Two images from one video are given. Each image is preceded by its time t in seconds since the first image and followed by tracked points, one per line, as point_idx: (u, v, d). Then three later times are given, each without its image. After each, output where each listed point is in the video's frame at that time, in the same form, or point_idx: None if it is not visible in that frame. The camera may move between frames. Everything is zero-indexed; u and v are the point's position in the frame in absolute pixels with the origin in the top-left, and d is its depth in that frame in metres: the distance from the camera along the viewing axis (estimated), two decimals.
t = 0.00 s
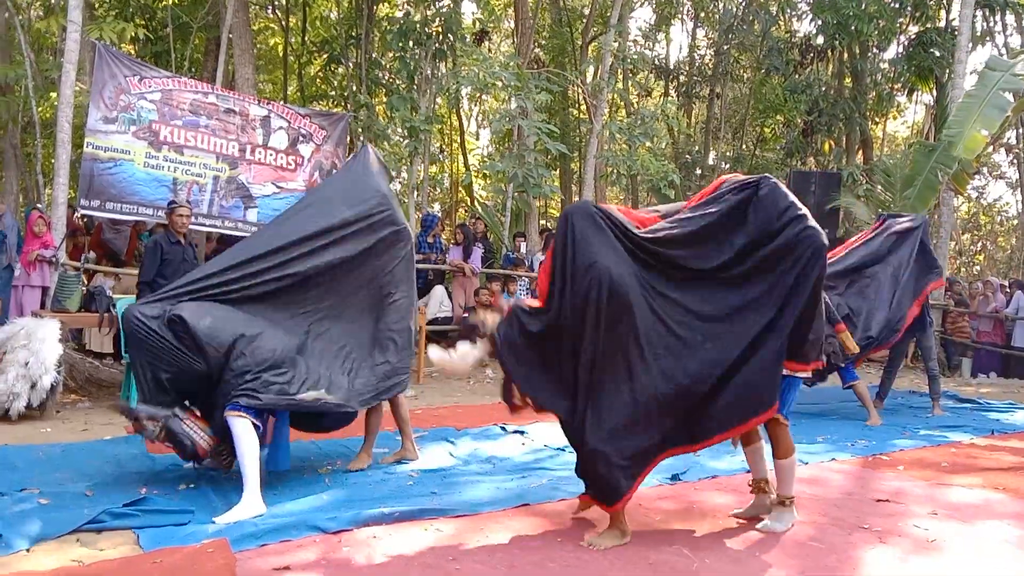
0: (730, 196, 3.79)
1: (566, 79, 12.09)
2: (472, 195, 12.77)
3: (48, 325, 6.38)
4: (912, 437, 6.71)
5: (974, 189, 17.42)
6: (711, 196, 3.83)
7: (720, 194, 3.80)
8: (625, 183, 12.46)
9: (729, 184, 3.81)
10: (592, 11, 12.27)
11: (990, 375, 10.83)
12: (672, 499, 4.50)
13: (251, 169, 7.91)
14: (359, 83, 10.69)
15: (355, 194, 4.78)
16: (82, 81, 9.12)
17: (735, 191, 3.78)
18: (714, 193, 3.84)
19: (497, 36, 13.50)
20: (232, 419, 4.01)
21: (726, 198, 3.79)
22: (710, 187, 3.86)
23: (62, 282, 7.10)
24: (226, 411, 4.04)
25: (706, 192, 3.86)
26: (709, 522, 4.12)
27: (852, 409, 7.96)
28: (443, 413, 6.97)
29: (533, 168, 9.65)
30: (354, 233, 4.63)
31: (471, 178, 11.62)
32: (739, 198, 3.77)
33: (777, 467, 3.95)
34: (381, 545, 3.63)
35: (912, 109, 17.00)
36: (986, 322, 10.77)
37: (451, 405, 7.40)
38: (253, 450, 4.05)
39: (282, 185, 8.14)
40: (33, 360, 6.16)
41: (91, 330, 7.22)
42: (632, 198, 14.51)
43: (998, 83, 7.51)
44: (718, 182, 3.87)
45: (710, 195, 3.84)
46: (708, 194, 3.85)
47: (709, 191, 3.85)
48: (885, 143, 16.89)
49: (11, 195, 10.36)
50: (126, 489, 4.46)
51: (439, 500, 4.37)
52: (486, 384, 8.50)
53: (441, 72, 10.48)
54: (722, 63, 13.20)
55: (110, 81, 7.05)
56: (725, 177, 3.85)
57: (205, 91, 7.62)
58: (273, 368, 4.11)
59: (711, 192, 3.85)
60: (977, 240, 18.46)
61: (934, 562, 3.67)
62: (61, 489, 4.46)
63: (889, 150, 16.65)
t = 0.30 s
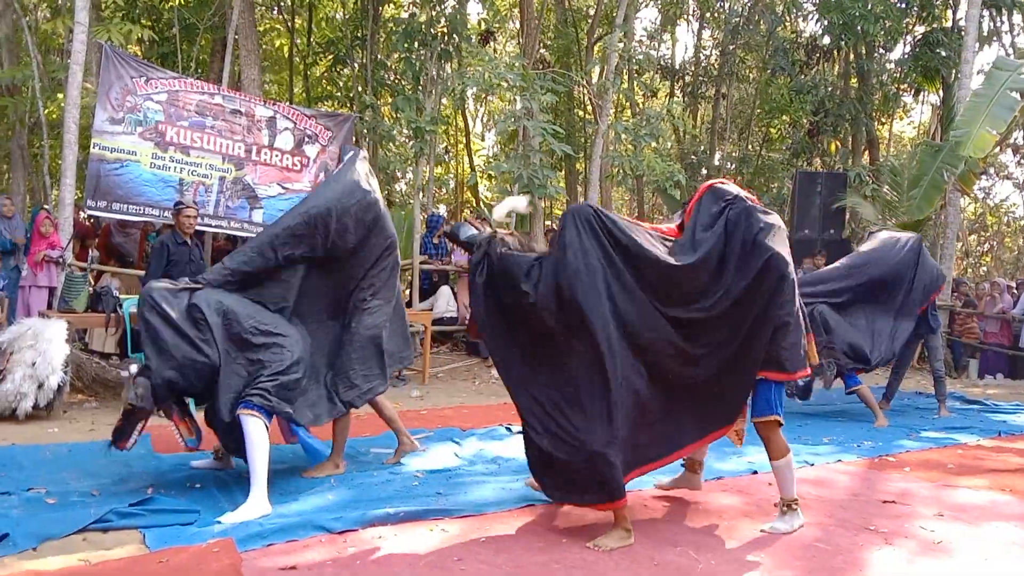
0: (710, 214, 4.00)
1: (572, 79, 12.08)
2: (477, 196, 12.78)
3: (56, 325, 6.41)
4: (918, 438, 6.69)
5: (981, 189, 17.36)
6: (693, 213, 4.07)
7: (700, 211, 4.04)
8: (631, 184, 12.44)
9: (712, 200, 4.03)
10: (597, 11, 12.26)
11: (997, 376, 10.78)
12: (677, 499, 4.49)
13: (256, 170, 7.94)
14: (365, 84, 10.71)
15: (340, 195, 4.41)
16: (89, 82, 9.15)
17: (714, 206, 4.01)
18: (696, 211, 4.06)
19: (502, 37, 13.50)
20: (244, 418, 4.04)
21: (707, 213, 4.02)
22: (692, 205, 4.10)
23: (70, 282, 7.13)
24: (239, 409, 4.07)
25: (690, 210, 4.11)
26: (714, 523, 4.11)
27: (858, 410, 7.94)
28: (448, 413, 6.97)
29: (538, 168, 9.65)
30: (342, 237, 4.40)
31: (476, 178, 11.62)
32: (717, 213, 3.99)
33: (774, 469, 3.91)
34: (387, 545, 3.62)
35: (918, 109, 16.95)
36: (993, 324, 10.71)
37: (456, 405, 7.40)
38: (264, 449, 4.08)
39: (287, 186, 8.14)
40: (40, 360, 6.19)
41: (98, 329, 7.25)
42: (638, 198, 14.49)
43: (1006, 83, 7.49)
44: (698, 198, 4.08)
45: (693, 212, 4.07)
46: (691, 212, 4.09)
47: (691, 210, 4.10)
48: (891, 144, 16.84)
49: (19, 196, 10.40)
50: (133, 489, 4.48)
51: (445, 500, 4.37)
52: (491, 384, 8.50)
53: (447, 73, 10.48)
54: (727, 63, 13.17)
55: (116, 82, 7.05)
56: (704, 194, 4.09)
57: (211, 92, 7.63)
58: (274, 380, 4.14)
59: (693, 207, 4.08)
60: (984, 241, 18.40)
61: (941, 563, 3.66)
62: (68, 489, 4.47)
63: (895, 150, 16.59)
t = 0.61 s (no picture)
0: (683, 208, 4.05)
1: (580, 79, 12.06)
2: (485, 196, 12.79)
3: (66, 325, 6.44)
4: (928, 438, 6.66)
5: (992, 188, 17.24)
6: (666, 214, 4.08)
7: (675, 212, 4.05)
8: (640, 184, 12.42)
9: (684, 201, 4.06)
10: (605, 11, 12.24)
11: (1008, 376, 10.71)
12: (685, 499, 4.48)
13: (265, 170, 7.96)
14: (373, 84, 10.73)
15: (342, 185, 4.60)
16: (99, 83, 9.19)
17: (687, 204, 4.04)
18: (671, 211, 4.07)
19: (510, 37, 13.50)
20: (246, 421, 4.06)
21: (683, 214, 4.04)
22: (667, 205, 4.10)
23: (80, 282, 7.17)
24: (241, 415, 4.07)
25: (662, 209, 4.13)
26: (723, 523, 4.10)
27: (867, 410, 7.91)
28: (457, 413, 6.98)
29: (546, 169, 9.63)
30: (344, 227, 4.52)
31: (484, 178, 11.62)
32: (693, 213, 4.00)
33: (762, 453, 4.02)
34: (395, 546, 3.62)
35: (928, 108, 16.87)
36: (1004, 323, 10.65)
37: (465, 405, 7.40)
38: (270, 450, 4.10)
39: (296, 187, 8.13)
40: (50, 360, 6.21)
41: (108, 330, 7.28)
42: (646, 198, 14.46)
43: (1017, 81, 7.44)
44: (670, 200, 4.08)
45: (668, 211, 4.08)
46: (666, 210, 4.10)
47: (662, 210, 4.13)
48: (901, 143, 16.76)
49: (30, 197, 10.44)
50: (143, 488, 4.49)
51: (453, 501, 4.37)
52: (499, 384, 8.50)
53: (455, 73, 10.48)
54: (735, 63, 13.12)
55: (125, 83, 7.10)
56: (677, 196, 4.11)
57: (219, 93, 7.65)
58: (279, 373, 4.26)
59: (668, 206, 4.08)
60: (995, 240, 18.30)
61: (951, 564, 3.64)
62: (78, 488, 4.49)
63: (904, 150, 16.51)
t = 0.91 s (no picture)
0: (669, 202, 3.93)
1: (584, 81, 12.08)
2: (489, 198, 12.81)
3: (70, 327, 6.46)
4: (931, 442, 6.65)
5: (996, 191, 17.20)
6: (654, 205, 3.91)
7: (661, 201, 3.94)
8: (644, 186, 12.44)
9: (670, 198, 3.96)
10: (609, 13, 12.25)
11: (1012, 380, 10.68)
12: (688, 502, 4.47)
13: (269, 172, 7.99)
14: (377, 87, 10.76)
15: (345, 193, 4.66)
16: (104, 85, 9.22)
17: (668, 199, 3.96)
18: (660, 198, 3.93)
19: (514, 40, 13.52)
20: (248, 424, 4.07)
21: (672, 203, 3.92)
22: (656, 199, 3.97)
23: (85, 284, 7.19)
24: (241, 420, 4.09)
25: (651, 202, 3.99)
26: (727, 526, 4.09)
27: (870, 413, 7.90)
28: (460, 416, 6.97)
29: (550, 171, 9.64)
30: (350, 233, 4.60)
31: (488, 181, 11.63)
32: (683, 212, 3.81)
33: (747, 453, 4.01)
34: (398, 548, 3.62)
35: (933, 111, 16.86)
36: (1008, 327, 10.61)
37: (468, 407, 7.40)
38: (270, 453, 4.11)
39: (300, 189, 8.19)
40: (55, 361, 6.23)
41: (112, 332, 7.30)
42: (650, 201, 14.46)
43: (1021, 84, 7.43)
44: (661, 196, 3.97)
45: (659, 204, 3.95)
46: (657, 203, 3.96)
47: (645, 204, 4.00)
48: (905, 145, 16.75)
49: (35, 199, 10.48)
50: (146, 490, 4.50)
51: (456, 503, 4.37)
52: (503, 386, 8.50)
53: (459, 75, 10.50)
54: (739, 65, 13.13)
55: (131, 86, 7.12)
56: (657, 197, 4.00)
57: (224, 96, 7.66)
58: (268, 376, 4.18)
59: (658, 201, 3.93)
60: (999, 244, 18.27)
61: (955, 569, 3.63)
62: (82, 489, 4.50)
63: (909, 153, 16.51)
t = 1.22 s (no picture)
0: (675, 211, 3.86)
1: (587, 82, 12.07)
2: (492, 199, 12.80)
3: (75, 328, 6.48)
4: (935, 443, 6.64)
5: (1001, 192, 17.16)
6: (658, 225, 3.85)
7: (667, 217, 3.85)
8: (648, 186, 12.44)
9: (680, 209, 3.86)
10: (613, 14, 12.23)
11: (1017, 381, 10.64)
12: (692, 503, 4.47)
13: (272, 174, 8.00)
14: (381, 88, 10.77)
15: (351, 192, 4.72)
16: (109, 86, 9.24)
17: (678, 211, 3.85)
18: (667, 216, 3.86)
19: (518, 41, 13.51)
20: (248, 425, 4.01)
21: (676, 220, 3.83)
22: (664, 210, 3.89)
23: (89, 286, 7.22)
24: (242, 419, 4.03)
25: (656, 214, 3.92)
26: (729, 527, 4.09)
27: (874, 414, 7.88)
28: (464, 417, 6.97)
29: (554, 172, 9.63)
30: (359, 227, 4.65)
31: (492, 182, 11.63)
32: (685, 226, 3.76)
33: (754, 451, 4.01)
34: (401, 549, 3.63)
35: (937, 112, 16.82)
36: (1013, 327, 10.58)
37: (472, 408, 7.40)
38: (272, 453, 4.07)
39: (303, 190, 8.19)
40: (59, 362, 6.25)
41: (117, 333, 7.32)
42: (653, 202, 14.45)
43: None
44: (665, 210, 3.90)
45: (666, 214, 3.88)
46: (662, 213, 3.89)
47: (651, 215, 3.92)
48: (909, 146, 16.72)
49: (39, 200, 10.49)
50: (150, 490, 4.51)
51: (459, 504, 4.37)
52: (506, 387, 8.50)
53: (462, 76, 10.50)
54: (743, 66, 13.12)
55: (135, 87, 7.13)
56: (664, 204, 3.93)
57: (228, 96, 7.68)
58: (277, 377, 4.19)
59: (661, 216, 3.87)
60: (1004, 244, 18.24)
61: (959, 570, 3.62)
62: (86, 490, 4.52)
63: (913, 153, 16.47)
